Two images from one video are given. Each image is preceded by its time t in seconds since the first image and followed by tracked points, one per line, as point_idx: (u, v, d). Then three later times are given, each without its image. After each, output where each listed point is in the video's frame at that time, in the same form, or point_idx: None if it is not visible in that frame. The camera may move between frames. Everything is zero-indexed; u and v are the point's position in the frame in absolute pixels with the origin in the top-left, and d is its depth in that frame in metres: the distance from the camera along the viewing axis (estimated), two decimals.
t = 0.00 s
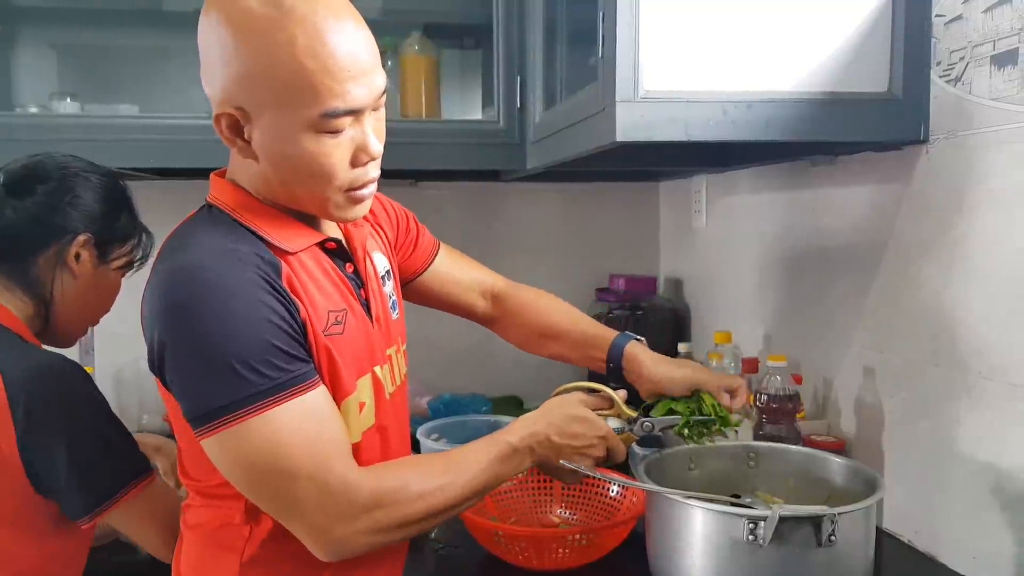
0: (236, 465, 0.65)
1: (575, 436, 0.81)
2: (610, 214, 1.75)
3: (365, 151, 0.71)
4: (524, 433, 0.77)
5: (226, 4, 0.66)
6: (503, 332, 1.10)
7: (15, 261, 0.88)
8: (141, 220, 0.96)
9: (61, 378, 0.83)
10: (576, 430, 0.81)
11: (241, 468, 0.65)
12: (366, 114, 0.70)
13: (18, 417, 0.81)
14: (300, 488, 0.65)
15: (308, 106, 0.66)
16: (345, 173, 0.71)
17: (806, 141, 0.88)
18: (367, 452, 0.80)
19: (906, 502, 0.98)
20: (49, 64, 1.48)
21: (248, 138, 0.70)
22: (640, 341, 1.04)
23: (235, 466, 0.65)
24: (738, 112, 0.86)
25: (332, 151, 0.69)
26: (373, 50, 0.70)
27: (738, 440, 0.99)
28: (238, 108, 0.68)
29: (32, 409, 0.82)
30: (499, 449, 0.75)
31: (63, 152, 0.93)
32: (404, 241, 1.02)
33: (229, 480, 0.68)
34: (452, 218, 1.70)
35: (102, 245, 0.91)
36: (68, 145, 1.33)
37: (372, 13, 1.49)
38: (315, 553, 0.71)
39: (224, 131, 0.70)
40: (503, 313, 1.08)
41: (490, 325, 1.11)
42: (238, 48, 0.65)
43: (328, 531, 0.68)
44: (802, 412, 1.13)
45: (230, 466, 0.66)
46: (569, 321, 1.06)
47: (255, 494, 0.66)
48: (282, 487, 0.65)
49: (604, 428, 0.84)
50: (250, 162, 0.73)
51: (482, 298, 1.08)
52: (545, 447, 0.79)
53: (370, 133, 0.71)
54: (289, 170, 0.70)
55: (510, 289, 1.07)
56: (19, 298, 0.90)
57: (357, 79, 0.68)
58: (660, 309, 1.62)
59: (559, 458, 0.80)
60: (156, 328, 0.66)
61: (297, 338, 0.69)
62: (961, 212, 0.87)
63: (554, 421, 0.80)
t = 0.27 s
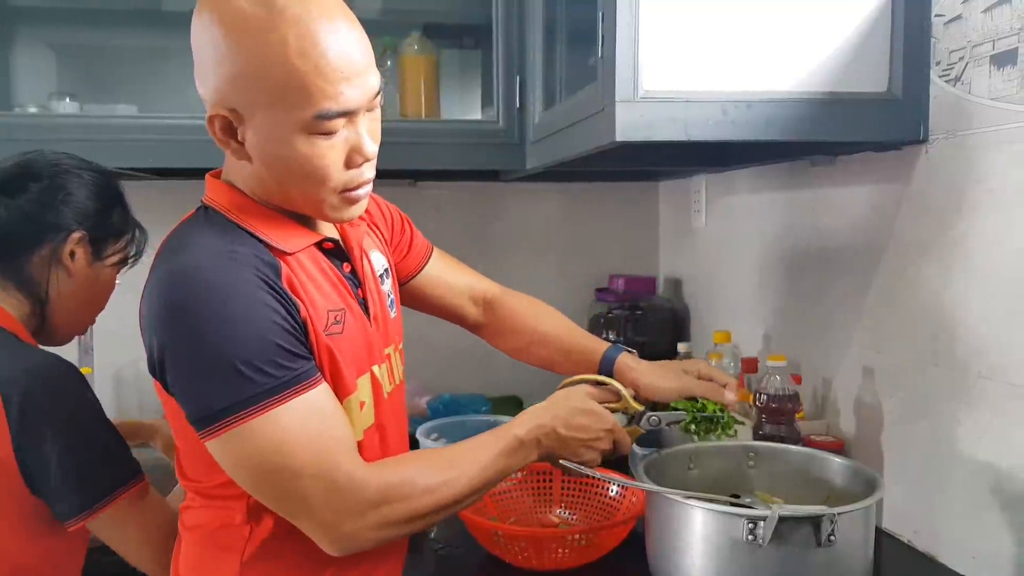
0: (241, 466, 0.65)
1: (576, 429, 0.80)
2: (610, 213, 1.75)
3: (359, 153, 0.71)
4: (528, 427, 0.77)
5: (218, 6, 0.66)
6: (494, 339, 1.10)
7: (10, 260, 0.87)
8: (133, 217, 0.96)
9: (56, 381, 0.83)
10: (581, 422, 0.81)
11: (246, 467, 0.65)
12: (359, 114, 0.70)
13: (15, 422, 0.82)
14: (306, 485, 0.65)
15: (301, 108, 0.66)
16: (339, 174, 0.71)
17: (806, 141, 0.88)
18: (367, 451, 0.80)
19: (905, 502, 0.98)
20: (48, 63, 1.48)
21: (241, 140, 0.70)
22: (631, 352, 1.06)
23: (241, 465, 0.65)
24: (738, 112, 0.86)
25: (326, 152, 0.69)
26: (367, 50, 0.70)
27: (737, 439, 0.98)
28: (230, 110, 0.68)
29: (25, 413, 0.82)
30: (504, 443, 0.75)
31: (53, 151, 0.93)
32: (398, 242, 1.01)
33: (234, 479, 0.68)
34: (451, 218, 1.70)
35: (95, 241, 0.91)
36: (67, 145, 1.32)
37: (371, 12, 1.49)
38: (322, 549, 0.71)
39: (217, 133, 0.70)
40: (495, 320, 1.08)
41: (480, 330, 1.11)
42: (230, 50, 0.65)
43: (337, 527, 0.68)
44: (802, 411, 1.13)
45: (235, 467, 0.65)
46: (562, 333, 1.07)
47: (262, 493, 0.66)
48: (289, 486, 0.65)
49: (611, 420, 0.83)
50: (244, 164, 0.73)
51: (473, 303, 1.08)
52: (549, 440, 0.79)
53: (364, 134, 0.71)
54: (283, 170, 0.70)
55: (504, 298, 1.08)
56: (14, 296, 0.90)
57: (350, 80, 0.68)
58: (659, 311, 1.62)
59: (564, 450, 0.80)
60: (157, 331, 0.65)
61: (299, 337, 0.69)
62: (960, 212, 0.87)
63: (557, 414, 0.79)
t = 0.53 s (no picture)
0: (237, 467, 0.65)
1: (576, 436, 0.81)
2: (608, 213, 1.75)
3: (352, 155, 0.71)
4: (529, 431, 0.77)
5: (208, 9, 0.66)
6: (498, 342, 1.10)
7: None
8: (113, 209, 0.95)
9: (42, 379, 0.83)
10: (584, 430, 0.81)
11: (240, 468, 0.65)
12: (351, 117, 0.70)
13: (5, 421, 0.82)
14: (301, 487, 0.66)
15: (291, 111, 0.66)
16: (331, 177, 0.71)
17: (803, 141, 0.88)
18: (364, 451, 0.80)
19: (903, 502, 0.98)
20: (46, 64, 1.48)
21: (234, 143, 0.70)
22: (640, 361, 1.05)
23: (235, 466, 0.65)
24: (735, 112, 0.86)
25: (317, 155, 0.69)
26: (358, 52, 0.70)
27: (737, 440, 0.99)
28: (221, 114, 0.68)
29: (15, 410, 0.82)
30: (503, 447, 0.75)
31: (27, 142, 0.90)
32: (397, 242, 1.01)
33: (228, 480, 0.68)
34: (450, 218, 1.70)
35: (77, 234, 0.90)
36: (64, 145, 1.32)
37: (369, 12, 1.49)
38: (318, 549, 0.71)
39: (209, 136, 0.70)
40: (499, 322, 1.08)
41: (484, 332, 1.11)
42: (220, 54, 0.65)
43: (331, 529, 0.68)
44: (799, 411, 1.13)
45: (231, 468, 0.66)
46: (567, 338, 1.06)
47: (258, 494, 0.66)
48: (284, 488, 0.65)
49: (614, 433, 0.84)
50: (237, 166, 0.73)
51: (478, 306, 1.08)
52: (550, 446, 0.79)
53: (357, 136, 0.71)
54: (275, 173, 0.70)
55: (509, 300, 1.08)
56: None
57: (340, 82, 0.68)
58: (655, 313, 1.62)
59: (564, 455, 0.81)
60: (152, 332, 0.66)
61: (293, 338, 0.69)
62: (957, 212, 0.87)
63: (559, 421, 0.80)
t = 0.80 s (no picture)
0: (220, 470, 0.65)
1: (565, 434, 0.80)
2: (606, 214, 1.75)
3: (346, 156, 0.71)
4: (508, 428, 0.77)
5: (202, 9, 0.66)
6: (495, 344, 1.10)
7: None
8: (76, 200, 0.97)
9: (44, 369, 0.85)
10: (562, 422, 0.81)
11: (223, 472, 0.65)
12: (346, 118, 0.70)
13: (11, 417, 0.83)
14: (280, 494, 0.65)
15: (285, 113, 0.66)
16: (326, 178, 0.71)
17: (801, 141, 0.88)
18: (358, 453, 0.80)
19: (901, 502, 0.98)
20: (45, 64, 1.48)
21: (228, 144, 0.70)
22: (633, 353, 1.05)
23: (220, 469, 0.65)
24: (733, 112, 0.86)
25: (312, 156, 0.69)
26: (353, 53, 0.70)
27: (733, 440, 0.99)
28: (215, 114, 0.68)
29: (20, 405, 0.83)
30: (484, 447, 0.75)
31: None
32: (395, 244, 1.02)
33: (214, 485, 0.68)
34: (448, 218, 1.70)
35: (46, 225, 0.92)
36: (62, 145, 1.32)
37: (368, 12, 1.49)
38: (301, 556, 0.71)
39: (203, 137, 0.70)
40: (495, 324, 1.08)
41: (480, 336, 1.11)
42: (213, 54, 0.65)
43: (313, 533, 0.68)
44: (797, 411, 1.13)
45: (215, 471, 0.66)
46: (563, 335, 1.06)
47: (239, 498, 0.66)
48: (265, 492, 0.65)
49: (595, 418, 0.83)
50: (232, 167, 0.73)
51: (474, 308, 1.08)
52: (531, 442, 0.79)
53: (351, 137, 0.71)
54: (270, 174, 0.70)
55: (505, 301, 1.08)
56: None
57: (334, 83, 0.67)
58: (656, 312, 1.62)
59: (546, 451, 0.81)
60: (140, 333, 0.66)
61: (283, 340, 0.69)
62: (955, 212, 0.87)
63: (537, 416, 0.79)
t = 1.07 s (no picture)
0: (230, 468, 0.65)
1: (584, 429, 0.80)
2: (607, 213, 1.75)
3: (349, 155, 0.71)
4: (527, 426, 0.76)
5: (202, 10, 0.66)
6: (486, 344, 1.10)
7: None
8: (59, 196, 0.93)
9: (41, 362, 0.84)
10: (582, 418, 0.80)
11: (234, 469, 0.65)
12: (348, 118, 0.70)
13: (11, 411, 0.82)
14: (293, 488, 0.65)
15: (286, 113, 0.66)
16: (327, 178, 0.71)
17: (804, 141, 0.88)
18: (362, 450, 0.80)
19: (903, 502, 0.98)
20: (45, 63, 1.48)
21: (230, 145, 0.70)
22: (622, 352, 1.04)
23: (229, 466, 0.65)
24: (735, 112, 0.86)
25: (313, 156, 0.69)
26: (354, 53, 0.70)
27: (735, 440, 0.99)
28: (216, 115, 0.68)
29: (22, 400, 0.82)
30: (502, 443, 0.75)
31: None
32: (392, 243, 1.01)
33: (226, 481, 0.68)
34: (449, 218, 1.70)
35: (33, 222, 0.88)
36: (63, 145, 1.32)
37: (369, 12, 1.49)
38: (314, 549, 0.71)
39: (205, 137, 0.70)
40: (488, 324, 1.08)
41: (472, 335, 1.10)
42: (214, 55, 0.65)
43: (326, 528, 0.68)
44: (799, 411, 1.13)
45: (225, 469, 0.66)
46: (556, 337, 1.06)
47: (252, 494, 0.66)
48: (277, 487, 0.65)
49: (614, 415, 0.82)
50: (233, 167, 0.73)
51: (468, 306, 1.08)
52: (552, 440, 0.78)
53: (354, 137, 0.71)
54: (271, 174, 0.70)
55: (497, 300, 1.08)
56: None
57: (335, 84, 0.67)
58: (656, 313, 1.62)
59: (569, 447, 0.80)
60: (146, 334, 0.65)
61: (289, 339, 0.69)
62: (957, 212, 0.87)
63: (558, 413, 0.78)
